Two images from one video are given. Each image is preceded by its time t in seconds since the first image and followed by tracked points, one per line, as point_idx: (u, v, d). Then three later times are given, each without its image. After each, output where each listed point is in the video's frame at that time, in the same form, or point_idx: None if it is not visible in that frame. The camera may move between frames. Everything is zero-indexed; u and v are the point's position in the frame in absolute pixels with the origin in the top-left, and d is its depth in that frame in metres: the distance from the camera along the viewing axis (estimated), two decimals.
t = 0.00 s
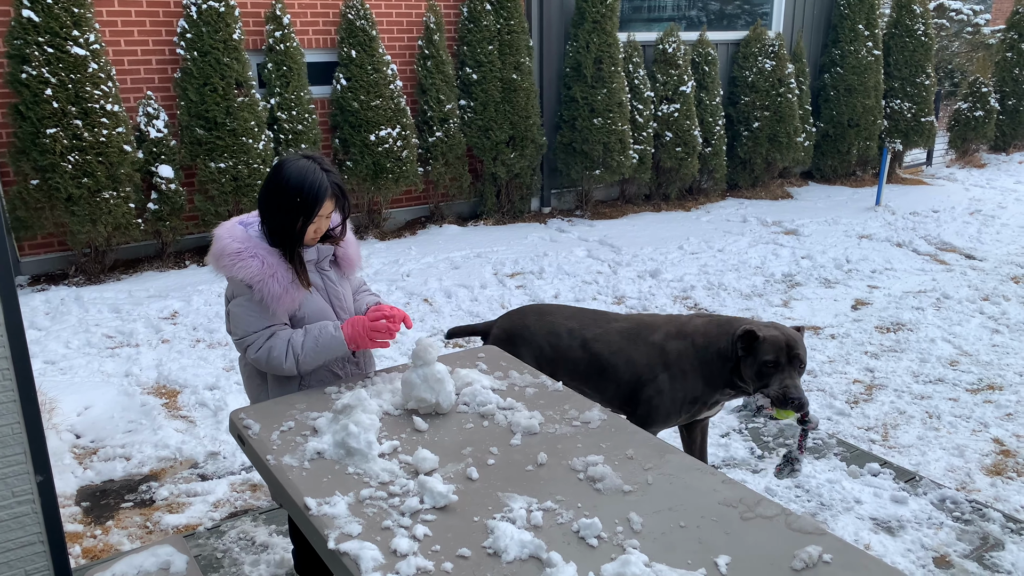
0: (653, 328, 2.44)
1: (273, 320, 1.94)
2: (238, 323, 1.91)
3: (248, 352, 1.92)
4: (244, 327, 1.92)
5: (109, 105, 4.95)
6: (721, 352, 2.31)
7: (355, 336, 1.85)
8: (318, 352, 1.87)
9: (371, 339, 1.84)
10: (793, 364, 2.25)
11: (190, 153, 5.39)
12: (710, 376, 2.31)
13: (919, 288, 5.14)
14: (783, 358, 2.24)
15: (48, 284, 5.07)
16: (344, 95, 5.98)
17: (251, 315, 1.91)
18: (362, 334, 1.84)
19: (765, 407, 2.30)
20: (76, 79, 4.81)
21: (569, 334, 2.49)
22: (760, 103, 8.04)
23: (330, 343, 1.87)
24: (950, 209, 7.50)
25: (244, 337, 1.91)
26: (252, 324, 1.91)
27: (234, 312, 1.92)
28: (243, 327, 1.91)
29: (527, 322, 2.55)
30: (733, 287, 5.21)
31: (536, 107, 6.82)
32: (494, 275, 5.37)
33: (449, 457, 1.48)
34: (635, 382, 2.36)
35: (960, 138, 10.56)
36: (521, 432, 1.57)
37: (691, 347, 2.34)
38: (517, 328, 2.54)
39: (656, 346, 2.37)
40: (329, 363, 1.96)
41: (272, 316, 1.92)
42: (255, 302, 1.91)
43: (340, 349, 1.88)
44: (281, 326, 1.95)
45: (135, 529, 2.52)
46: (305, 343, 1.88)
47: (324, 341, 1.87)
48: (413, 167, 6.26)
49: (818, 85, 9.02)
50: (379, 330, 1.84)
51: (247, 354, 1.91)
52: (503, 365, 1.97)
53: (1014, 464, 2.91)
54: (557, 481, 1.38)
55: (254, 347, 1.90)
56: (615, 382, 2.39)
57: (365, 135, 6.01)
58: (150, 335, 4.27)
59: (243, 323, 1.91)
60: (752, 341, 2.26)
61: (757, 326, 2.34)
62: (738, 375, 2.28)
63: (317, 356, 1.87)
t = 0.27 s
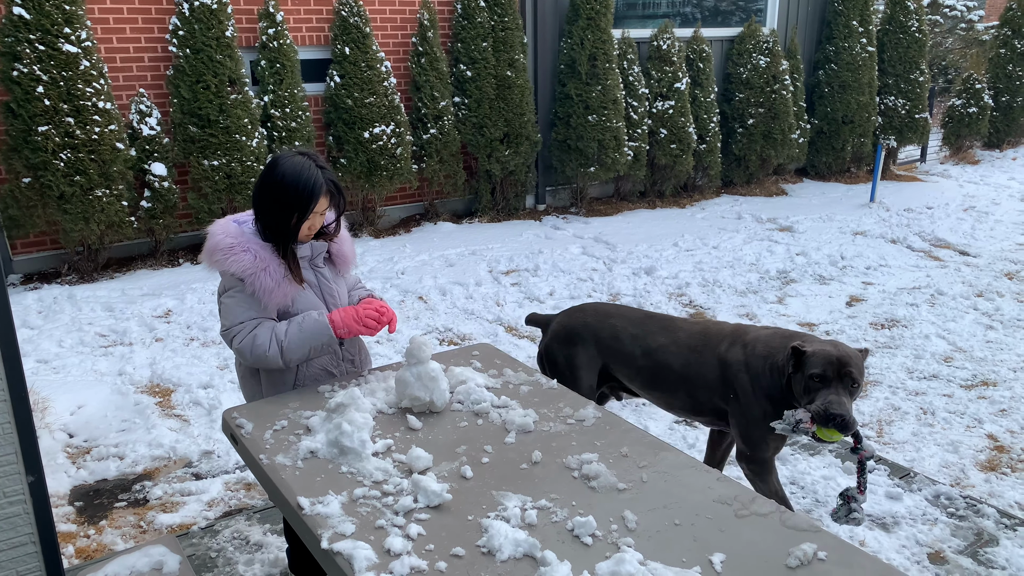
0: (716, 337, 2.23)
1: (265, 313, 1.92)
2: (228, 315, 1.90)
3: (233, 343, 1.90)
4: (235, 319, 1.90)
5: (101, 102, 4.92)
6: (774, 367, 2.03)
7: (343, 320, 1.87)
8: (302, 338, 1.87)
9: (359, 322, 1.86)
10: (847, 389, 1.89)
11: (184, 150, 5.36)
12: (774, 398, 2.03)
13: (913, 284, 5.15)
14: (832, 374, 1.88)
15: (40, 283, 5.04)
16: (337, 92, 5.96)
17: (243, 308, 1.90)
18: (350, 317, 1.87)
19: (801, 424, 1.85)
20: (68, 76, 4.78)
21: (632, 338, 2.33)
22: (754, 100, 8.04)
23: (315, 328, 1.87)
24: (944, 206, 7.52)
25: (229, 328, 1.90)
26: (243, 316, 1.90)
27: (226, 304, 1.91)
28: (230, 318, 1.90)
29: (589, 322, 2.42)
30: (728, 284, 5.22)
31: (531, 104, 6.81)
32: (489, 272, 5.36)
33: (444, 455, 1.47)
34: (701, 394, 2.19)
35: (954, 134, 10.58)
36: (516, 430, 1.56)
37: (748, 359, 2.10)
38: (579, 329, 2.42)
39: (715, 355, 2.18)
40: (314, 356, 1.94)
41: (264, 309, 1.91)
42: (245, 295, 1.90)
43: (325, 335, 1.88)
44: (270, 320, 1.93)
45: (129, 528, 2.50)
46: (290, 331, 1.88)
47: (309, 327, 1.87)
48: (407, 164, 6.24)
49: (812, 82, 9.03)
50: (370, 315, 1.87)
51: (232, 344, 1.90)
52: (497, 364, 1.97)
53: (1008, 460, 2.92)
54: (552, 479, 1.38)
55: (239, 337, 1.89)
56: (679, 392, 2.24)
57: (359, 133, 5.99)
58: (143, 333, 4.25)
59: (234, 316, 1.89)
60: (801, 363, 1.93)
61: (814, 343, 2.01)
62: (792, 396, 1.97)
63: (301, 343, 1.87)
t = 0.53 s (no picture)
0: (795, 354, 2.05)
1: (257, 312, 1.91)
2: (219, 313, 1.89)
3: (221, 340, 1.89)
4: (225, 318, 1.90)
5: (92, 99, 4.89)
6: (862, 395, 1.86)
7: (330, 325, 1.85)
8: (288, 341, 1.85)
9: (347, 328, 1.85)
10: (949, 428, 1.74)
11: (176, 148, 5.33)
12: (851, 420, 1.88)
13: (906, 280, 5.17)
14: (936, 415, 1.73)
15: (32, 281, 5.01)
16: (331, 89, 5.94)
17: (235, 306, 1.89)
18: (337, 322, 1.85)
19: (905, 468, 1.78)
20: (59, 73, 4.75)
21: (705, 352, 2.13)
22: (748, 97, 8.05)
23: (301, 332, 1.85)
24: (937, 202, 7.54)
25: (218, 325, 1.89)
26: (233, 315, 1.89)
27: (217, 303, 1.90)
28: (220, 315, 1.89)
29: (659, 335, 2.20)
30: (722, 280, 5.23)
31: (525, 101, 6.80)
32: (484, 269, 5.36)
33: (437, 453, 1.47)
34: (774, 412, 2.01)
35: (947, 130, 10.62)
36: (509, 427, 1.56)
37: (835, 384, 1.92)
38: (647, 342, 2.20)
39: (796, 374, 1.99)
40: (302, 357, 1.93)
41: (257, 306, 1.90)
42: (238, 292, 1.89)
43: (311, 340, 1.86)
44: (261, 317, 1.92)
45: (122, 528, 2.49)
46: (276, 331, 1.86)
47: (294, 330, 1.85)
48: (401, 161, 6.22)
49: (806, 79, 9.04)
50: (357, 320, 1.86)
51: (220, 342, 1.89)
52: (490, 361, 1.96)
53: (1001, 455, 2.93)
54: (546, 477, 1.38)
55: (227, 335, 1.88)
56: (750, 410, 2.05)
57: (352, 129, 5.97)
58: (136, 332, 4.23)
59: (226, 314, 1.89)
60: (900, 396, 1.76)
61: (910, 375, 1.85)
62: (883, 429, 1.81)
63: (286, 346, 1.85)
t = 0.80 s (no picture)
0: (914, 370, 1.86)
1: (250, 309, 1.90)
2: (211, 308, 1.87)
3: (209, 336, 1.87)
4: (216, 312, 1.87)
5: (83, 98, 4.86)
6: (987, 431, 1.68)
7: (321, 321, 1.86)
8: (282, 337, 1.85)
9: (337, 325, 1.86)
10: None
11: (167, 147, 5.30)
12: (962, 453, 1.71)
13: (898, 276, 5.19)
14: None
15: (23, 282, 4.98)
16: (322, 87, 5.92)
17: (228, 303, 1.88)
18: (330, 321, 1.86)
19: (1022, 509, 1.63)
20: (49, 72, 4.72)
21: (808, 358, 1.99)
22: (740, 93, 8.07)
23: (297, 328, 1.85)
24: (929, 198, 7.57)
25: (207, 320, 1.87)
26: (225, 309, 1.87)
27: (209, 299, 1.88)
28: (210, 310, 1.87)
29: (757, 337, 2.08)
30: (715, 277, 5.24)
31: (517, 98, 6.79)
32: (477, 267, 5.35)
33: (429, 452, 1.47)
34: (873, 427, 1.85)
35: (938, 126, 10.66)
36: (501, 426, 1.56)
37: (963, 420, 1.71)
38: (749, 344, 2.08)
39: (910, 400, 1.79)
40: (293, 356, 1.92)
41: (249, 303, 1.89)
42: (230, 290, 1.88)
43: (305, 337, 1.87)
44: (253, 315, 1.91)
45: (114, 529, 2.48)
46: (270, 327, 1.86)
47: (291, 326, 1.85)
48: (393, 159, 6.20)
49: (798, 75, 9.06)
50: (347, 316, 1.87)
51: (208, 337, 1.86)
52: (483, 360, 1.96)
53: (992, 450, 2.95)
54: (538, 475, 1.37)
55: (216, 330, 1.85)
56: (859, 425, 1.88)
57: (344, 128, 5.96)
58: (128, 332, 4.21)
59: (217, 309, 1.87)
60: None
61: None
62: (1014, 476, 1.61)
63: (281, 341, 1.85)
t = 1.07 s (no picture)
0: None
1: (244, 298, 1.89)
2: (204, 293, 1.85)
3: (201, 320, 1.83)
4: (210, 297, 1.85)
5: (72, 97, 4.83)
6: None
7: (316, 316, 1.89)
8: (281, 324, 1.84)
9: (331, 323, 1.90)
10: None
11: (158, 146, 5.28)
12: None
13: (889, 274, 5.22)
14: None
15: (13, 282, 4.95)
16: (313, 86, 5.90)
17: (221, 290, 1.87)
18: (323, 317, 1.89)
19: None
20: (38, 71, 4.69)
21: (897, 383, 1.79)
22: (731, 92, 8.09)
23: (296, 317, 1.85)
24: (919, 196, 7.61)
25: (200, 305, 1.83)
26: (219, 294, 1.85)
27: (201, 286, 1.87)
28: (204, 297, 1.84)
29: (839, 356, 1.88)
30: (707, 275, 5.26)
31: (509, 97, 6.79)
32: (469, 266, 5.35)
33: (421, 451, 1.47)
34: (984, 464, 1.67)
35: (928, 125, 10.72)
36: (494, 424, 1.57)
37: None
38: (826, 363, 1.89)
39: None
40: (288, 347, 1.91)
41: (243, 293, 1.88)
42: (223, 280, 1.87)
43: (303, 328, 1.87)
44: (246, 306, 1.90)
45: (106, 529, 2.47)
46: (268, 314, 1.85)
47: (290, 315, 1.85)
48: (385, 158, 6.19)
49: (789, 74, 9.10)
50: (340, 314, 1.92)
51: (200, 321, 1.82)
52: (475, 358, 1.97)
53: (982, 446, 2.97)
54: (530, 473, 1.38)
55: (210, 313, 1.82)
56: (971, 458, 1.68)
57: (336, 126, 5.94)
58: (119, 332, 4.19)
59: (211, 294, 1.85)
60: None
61: None
62: None
63: (280, 328, 1.84)
